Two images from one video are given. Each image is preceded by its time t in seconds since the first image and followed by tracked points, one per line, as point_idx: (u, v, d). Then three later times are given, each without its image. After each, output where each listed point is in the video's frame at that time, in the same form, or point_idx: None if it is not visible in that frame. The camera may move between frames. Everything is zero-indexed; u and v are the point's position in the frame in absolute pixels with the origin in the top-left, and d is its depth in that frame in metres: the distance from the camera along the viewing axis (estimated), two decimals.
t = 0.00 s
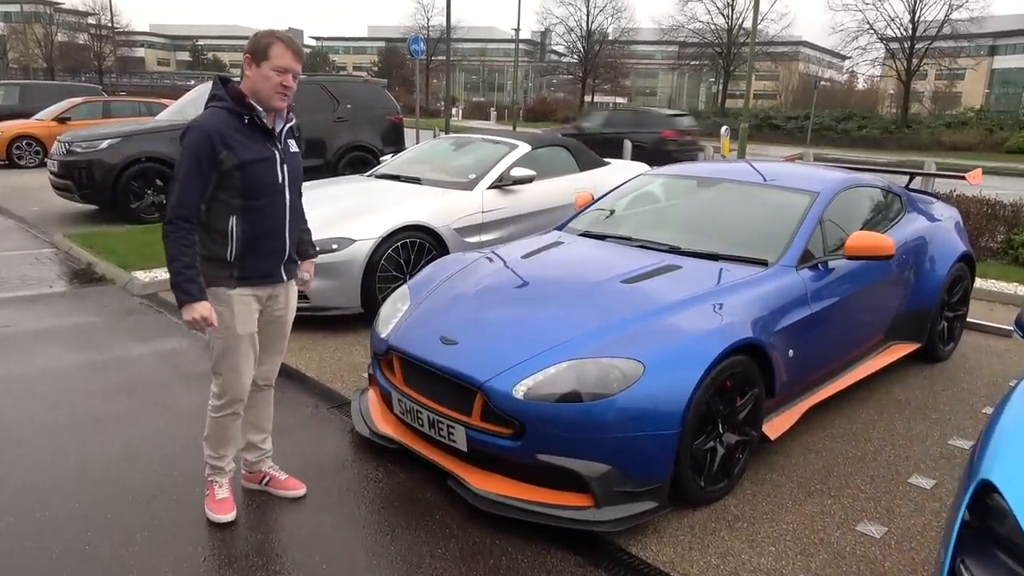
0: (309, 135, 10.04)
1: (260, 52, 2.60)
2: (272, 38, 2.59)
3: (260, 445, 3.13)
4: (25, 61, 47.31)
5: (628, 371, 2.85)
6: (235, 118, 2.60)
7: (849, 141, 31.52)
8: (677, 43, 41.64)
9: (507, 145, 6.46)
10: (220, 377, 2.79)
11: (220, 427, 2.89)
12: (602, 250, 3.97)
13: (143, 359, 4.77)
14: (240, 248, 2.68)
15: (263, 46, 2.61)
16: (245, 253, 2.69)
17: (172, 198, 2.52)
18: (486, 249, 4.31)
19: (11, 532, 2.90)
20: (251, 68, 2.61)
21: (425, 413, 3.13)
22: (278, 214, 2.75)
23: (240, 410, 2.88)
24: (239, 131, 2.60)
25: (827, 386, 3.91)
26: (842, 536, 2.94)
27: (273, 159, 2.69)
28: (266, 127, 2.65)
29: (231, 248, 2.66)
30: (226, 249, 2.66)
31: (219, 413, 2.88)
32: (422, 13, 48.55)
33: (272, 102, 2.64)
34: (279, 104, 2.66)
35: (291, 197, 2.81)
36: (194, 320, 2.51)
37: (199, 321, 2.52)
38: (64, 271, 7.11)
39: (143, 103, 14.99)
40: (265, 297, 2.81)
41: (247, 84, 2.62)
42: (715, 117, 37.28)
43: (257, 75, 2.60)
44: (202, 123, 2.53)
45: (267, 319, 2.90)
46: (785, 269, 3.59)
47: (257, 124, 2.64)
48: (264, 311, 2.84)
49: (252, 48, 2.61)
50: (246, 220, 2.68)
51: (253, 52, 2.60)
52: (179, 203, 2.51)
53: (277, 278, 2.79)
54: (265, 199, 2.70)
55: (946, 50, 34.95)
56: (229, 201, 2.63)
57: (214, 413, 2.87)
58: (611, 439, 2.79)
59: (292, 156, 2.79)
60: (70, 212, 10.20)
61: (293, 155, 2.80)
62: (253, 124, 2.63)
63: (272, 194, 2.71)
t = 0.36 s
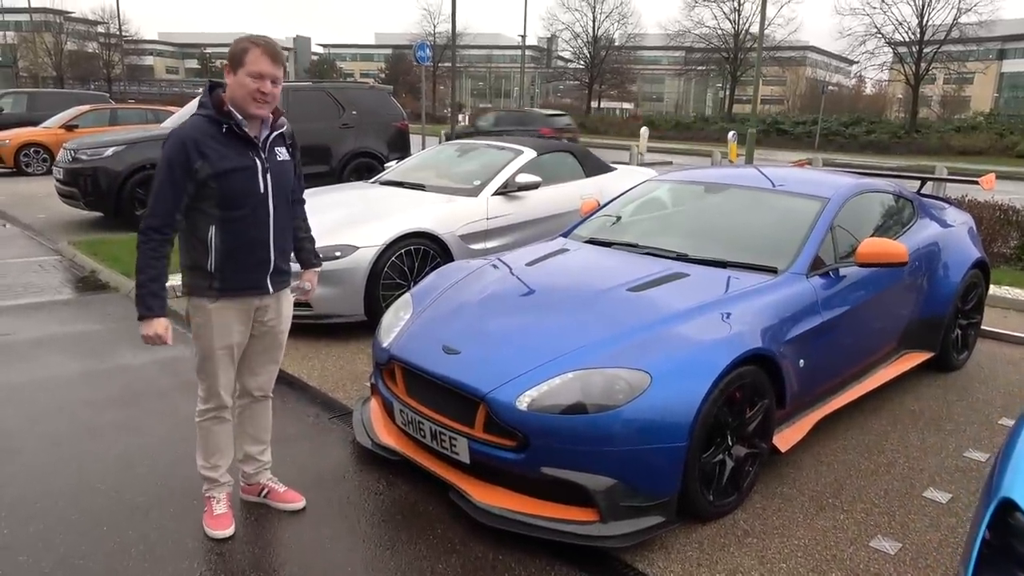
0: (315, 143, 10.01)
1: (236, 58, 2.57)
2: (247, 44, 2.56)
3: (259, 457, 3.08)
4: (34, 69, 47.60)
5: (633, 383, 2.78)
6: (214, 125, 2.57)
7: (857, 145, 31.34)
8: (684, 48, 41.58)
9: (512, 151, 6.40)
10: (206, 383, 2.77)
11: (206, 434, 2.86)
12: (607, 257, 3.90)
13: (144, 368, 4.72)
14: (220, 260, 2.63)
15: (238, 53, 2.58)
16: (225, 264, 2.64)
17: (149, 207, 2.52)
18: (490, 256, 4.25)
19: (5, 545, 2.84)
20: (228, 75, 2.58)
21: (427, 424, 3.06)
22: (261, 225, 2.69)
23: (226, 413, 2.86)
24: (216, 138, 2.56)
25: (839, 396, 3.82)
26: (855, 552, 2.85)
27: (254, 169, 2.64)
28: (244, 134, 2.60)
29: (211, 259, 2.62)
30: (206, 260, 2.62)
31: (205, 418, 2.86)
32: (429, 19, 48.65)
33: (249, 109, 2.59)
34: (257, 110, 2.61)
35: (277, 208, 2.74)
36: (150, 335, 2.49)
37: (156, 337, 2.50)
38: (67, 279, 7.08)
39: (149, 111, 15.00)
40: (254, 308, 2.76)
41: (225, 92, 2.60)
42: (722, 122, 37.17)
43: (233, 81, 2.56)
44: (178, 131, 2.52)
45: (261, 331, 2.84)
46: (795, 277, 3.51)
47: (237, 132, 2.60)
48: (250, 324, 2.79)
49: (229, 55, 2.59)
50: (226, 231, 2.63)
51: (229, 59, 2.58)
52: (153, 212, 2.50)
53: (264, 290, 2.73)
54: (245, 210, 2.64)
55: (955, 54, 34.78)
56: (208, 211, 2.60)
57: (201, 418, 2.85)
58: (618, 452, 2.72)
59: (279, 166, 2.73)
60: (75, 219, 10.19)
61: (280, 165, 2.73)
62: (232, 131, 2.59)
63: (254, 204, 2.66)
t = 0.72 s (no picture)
0: (321, 145, 10.02)
1: (217, 59, 2.57)
2: (225, 42, 2.56)
3: (261, 462, 3.06)
4: (44, 72, 47.82)
5: (636, 388, 2.75)
6: (204, 127, 2.55)
7: (865, 149, 31.24)
8: (691, 52, 41.52)
9: (517, 154, 6.38)
10: (206, 387, 2.75)
11: (207, 439, 2.84)
12: (612, 261, 3.87)
13: (147, 371, 4.72)
14: (217, 262, 2.62)
15: (218, 53, 2.58)
16: (222, 267, 2.63)
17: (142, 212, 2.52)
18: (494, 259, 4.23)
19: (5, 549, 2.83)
20: (212, 75, 2.58)
21: (430, 429, 3.04)
22: (256, 226, 2.67)
23: (227, 418, 2.84)
24: (206, 141, 2.55)
25: (846, 402, 3.78)
26: (863, 561, 2.81)
27: (246, 170, 2.62)
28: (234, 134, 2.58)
29: (209, 262, 2.61)
30: (204, 263, 2.61)
31: (205, 422, 2.84)
32: (436, 22, 48.71)
33: (232, 105, 2.56)
34: (243, 107, 2.58)
35: (272, 209, 2.72)
36: (135, 343, 2.50)
37: (142, 345, 2.50)
38: (73, 281, 7.08)
39: (156, 114, 15.04)
40: (253, 311, 2.74)
41: (213, 93, 2.59)
42: (729, 126, 37.06)
43: (215, 81, 2.56)
44: (169, 135, 2.52)
45: (261, 335, 2.83)
46: (802, 282, 3.48)
47: (228, 134, 2.58)
48: (249, 327, 2.77)
49: (211, 57, 2.60)
50: (222, 233, 2.62)
51: (212, 61, 2.58)
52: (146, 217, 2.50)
53: (262, 292, 2.71)
54: (239, 212, 2.62)
55: (964, 58, 34.66)
56: (202, 214, 2.59)
57: (203, 423, 2.83)
58: (621, 458, 2.69)
59: (274, 166, 2.71)
60: (82, 221, 10.21)
61: (274, 165, 2.71)
62: (222, 131, 2.57)
63: (249, 206, 2.64)
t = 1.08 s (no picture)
0: (323, 150, 10.04)
1: (216, 65, 2.57)
2: (224, 48, 2.57)
3: (264, 469, 3.04)
4: (46, 79, 47.95)
5: (642, 395, 2.74)
6: (206, 134, 2.54)
7: (867, 153, 31.23)
8: (692, 57, 41.55)
9: (520, 159, 6.37)
10: (209, 394, 2.73)
11: (210, 446, 2.83)
12: (616, 267, 3.86)
13: (150, 377, 4.71)
14: (219, 269, 2.61)
15: (217, 60, 2.58)
16: (225, 274, 2.62)
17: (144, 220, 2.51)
18: (497, 266, 4.22)
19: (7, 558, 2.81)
20: (212, 82, 2.57)
21: (434, 436, 3.02)
22: (259, 233, 2.66)
23: (230, 425, 2.83)
24: (208, 148, 2.54)
25: (852, 408, 3.76)
26: (871, 569, 2.78)
27: (248, 177, 2.61)
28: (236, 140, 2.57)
29: (212, 269, 2.61)
30: (207, 271, 2.61)
31: (209, 430, 2.82)
32: (437, 28, 48.82)
33: (232, 110, 2.55)
34: (245, 112, 2.57)
35: (275, 216, 2.71)
36: (139, 352, 2.50)
37: (147, 354, 2.50)
38: (76, 288, 7.08)
39: (159, 120, 15.06)
40: (256, 318, 2.73)
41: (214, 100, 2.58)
42: (731, 130, 37.05)
43: (216, 87, 2.55)
44: (170, 143, 2.51)
45: (265, 343, 2.82)
46: (807, 287, 3.46)
47: (230, 140, 2.57)
48: (252, 334, 2.76)
49: (210, 64, 2.59)
50: (224, 241, 2.61)
51: (211, 67, 2.58)
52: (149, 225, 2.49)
53: (265, 300, 2.70)
54: (241, 219, 2.61)
55: (965, 62, 34.67)
56: (204, 221, 2.58)
57: (206, 431, 2.82)
58: (627, 466, 2.67)
59: (276, 173, 2.70)
60: (85, 228, 10.22)
61: (276, 172, 2.70)
62: (224, 138, 2.56)
63: (252, 213, 2.63)
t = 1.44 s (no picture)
0: (331, 151, 10.06)
1: (230, 64, 2.57)
2: (239, 48, 2.57)
3: (274, 467, 3.05)
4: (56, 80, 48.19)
5: (653, 393, 2.73)
6: (219, 133, 2.55)
7: (875, 154, 31.11)
8: (699, 57, 41.48)
9: (529, 159, 6.38)
10: (221, 392, 2.75)
11: (222, 444, 2.84)
12: (625, 267, 3.86)
13: (161, 376, 4.73)
14: (232, 268, 2.62)
15: (231, 59, 2.58)
16: (238, 272, 2.63)
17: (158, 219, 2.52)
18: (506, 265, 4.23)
19: (20, 554, 2.83)
20: (225, 81, 2.58)
21: (444, 435, 3.02)
22: (272, 232, 2.68)
23: (242, 423, 2.84)
24: (222, 147, 2.55)
25: (862, 408, 3.75)
26: (882, 569, 2.78)
27: (261, 176, 2.62)
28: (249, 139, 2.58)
29: (225, 268, 2.62)
30: (220, 269, 2.62)
31: (221, 428, 2.83)
32: (445, 28, 48.88)
33: (246, 110, 2.56)
34: (258, 111, 2.58)
35: (287, 215, 2.72)
36: (157, 351, 2.51)
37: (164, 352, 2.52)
38: (86, 287, 7.11)
39: (168, 121, 15.12)
40: (268, 317, 2.74)
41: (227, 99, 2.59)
42: (738, 131, 36.96)
43: (229, 87, 2.56)
44: (184, 141, 2.52)
45: (277, 341, 2.83)
46: (818, 287, 3.45)
47: (243, 139, 2.58)
48: (265, 332, 2.77)
49: (224, 63, 2.60)
50: (237, 239, 2.62)
51: (225, 67, 2.59)
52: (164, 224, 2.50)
53: (278, 298, 2.71)
54: (254, 218, 2.62)
55: (974, 62, 34.52)
56: (218, 220, 2.59)
57: (217, 428, 2.83)
58: (638, 465, 2.67)
59: (289, 173, 2.71)
60: (94, 228, 10.27)
61: (289, 171, 2.71)
62: (238, 137, 2.57)
63: (265, 212, 2.65)
